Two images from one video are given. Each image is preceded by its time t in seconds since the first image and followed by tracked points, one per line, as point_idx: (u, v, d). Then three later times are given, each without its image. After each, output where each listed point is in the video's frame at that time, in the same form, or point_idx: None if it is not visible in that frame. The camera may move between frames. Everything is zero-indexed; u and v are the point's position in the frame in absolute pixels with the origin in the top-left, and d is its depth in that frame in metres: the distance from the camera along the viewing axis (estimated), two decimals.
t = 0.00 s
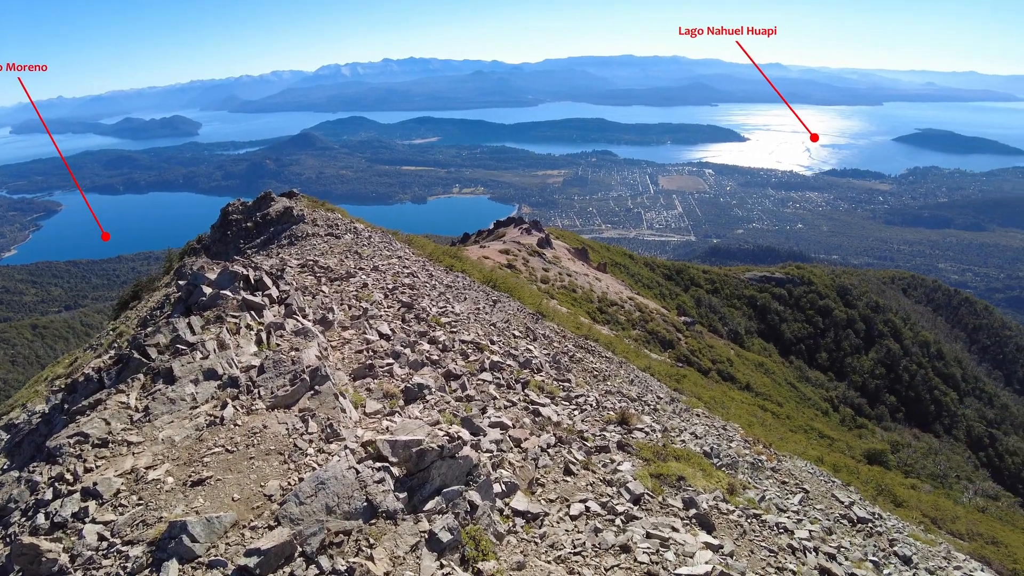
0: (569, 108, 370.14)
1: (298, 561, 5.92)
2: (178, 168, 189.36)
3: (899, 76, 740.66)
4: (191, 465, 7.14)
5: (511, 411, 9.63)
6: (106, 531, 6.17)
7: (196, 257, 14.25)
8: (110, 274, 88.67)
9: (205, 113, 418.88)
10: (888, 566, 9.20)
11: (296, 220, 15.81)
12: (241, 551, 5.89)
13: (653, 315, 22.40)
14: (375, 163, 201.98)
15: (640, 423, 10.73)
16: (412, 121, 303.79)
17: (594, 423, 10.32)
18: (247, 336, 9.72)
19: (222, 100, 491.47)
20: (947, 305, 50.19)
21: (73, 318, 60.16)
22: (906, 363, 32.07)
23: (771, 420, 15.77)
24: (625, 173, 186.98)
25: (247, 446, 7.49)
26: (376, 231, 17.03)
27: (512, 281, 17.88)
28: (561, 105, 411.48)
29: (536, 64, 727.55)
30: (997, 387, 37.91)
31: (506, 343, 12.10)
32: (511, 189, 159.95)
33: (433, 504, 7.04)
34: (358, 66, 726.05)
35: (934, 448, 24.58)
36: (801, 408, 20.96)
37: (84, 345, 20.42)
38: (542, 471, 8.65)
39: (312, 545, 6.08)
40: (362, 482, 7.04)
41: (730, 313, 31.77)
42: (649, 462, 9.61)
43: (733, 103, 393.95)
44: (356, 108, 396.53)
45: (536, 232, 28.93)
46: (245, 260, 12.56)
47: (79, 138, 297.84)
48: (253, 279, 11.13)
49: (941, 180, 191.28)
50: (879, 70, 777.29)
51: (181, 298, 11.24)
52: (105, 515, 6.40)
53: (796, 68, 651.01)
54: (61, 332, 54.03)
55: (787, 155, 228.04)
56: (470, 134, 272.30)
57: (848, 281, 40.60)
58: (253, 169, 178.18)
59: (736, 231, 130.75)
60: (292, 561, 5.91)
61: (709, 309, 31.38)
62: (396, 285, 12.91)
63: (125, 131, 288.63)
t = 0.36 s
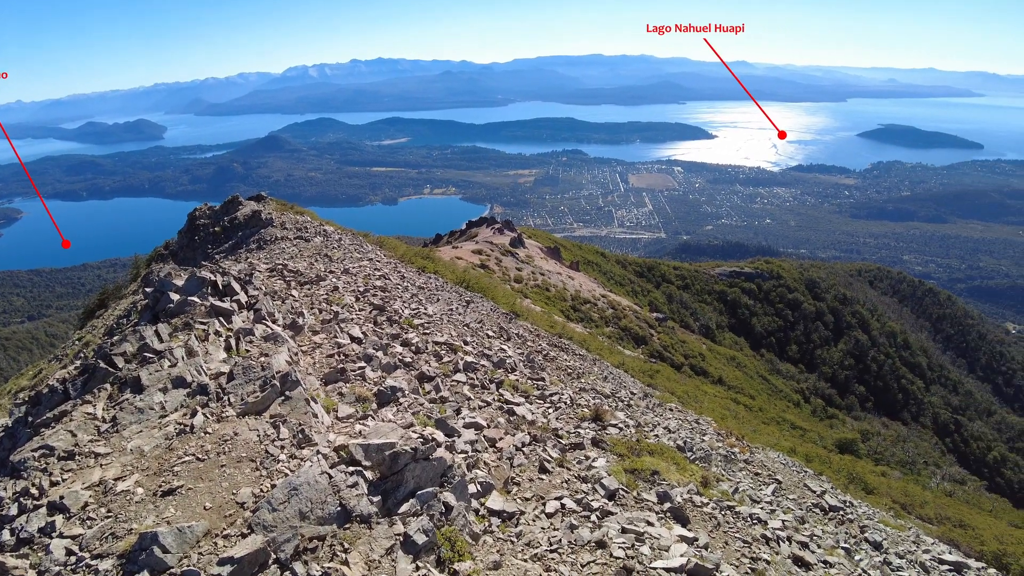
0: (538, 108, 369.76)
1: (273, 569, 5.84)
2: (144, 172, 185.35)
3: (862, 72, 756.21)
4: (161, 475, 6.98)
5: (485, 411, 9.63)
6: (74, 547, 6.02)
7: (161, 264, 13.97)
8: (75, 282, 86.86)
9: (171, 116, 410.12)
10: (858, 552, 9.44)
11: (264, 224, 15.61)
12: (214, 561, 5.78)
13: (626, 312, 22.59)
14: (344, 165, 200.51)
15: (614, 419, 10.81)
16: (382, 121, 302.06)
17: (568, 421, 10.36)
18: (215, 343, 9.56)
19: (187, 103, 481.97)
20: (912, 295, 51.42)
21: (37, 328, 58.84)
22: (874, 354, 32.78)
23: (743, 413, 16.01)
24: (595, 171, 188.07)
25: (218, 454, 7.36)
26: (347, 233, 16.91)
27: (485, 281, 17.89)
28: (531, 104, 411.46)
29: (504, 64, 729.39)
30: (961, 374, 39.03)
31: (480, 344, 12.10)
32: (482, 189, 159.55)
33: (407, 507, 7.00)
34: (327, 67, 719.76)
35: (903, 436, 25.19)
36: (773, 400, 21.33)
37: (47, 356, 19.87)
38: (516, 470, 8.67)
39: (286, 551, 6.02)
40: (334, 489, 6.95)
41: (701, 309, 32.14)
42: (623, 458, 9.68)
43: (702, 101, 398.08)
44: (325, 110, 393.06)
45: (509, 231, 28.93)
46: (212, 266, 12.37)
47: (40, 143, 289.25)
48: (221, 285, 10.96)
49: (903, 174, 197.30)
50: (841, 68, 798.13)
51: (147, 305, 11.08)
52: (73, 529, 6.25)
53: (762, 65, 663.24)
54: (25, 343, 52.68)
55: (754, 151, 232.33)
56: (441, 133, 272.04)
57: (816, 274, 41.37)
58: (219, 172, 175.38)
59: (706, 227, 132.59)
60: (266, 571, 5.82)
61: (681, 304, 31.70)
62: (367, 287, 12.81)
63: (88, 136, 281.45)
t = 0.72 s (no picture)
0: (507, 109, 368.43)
1: None
2: (108, 178, 180.98)
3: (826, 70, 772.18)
4: (131, 486, 6.84)
5: (461, 411, 9.63)
6: (41, 561, 5.84)
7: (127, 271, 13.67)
8: (38, 292, 84.89)
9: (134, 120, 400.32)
10: (831, 541, 9.61)
11: (233, 228, 15.42)
12: (186, 572, 5.65)
13: (599, 310, 22.73)
14: (312, 167, 198.82)
15: (588, 416, 10.90)
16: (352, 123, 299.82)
17: (543, 419, 10.40)
18: (184, 350, 9.41)
19: (151, 106, 471.14)
20: (878, 288, 52.54)
21: None
22: (842, 346, 33.47)
23: (716, 407, 16.22)
24: (566, 171, 188.13)
25: (189, 462, 7.23)
26: (317, 236, 16.75)
27: (459, 282, 17.87)
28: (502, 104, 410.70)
29: (471, 64, 729.67)
30: (926, 364, 40.07)
31: (453, 344, 12.09)
32: (454, 189, 158.89)
33: (382, 510, 6.96)
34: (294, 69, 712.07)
35: (873, 425, 25.77)
36: (746, 393, 21.68)
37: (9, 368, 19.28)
38: (492, 470, 8.69)
39: (260, 558, 5.91)
40: (307, 494, 6.87)
41: (672, 304, 32.47)
42: (599, 454, 9.75)
43: (672, 99, 401.49)
44: (293, 110, 388.32)
45: (481, 231, 28.82)
46: (179, 271, 12.21)
47: None
48: (188, 291, 10.79)
49: (867, 169, 202.83)
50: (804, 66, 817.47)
51: (113, 313, 10.92)
52: (39, 544, 6.07)
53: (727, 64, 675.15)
54: None
55: (721, 149, 236.33)
56: (411, 134, 271.75)
57: (784, 269, 42.06)
58: (186, 176, 172.50)
59: (676, 225, 134.09)
60: None
61: (652, 301, 32.00)
62: (337, 291, 12.73)
63: (49, 141, 273.60)
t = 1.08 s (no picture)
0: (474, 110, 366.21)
1: None
2: (69, 182, 175.66)
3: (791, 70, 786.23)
4: (95, 498, 6.68)
5: (433, 413, 9.63)
6: None
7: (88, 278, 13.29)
8: None
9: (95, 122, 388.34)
10: (801, 530, 9.81)
11: (199, 232, 15.14)
12: None
13: (571, 308, 22.85)
14: (280, 169, 195.99)
15: (561, 415, 10.95)
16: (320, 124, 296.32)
17: (515, 419, 10.42)
18: (150, 357, 9.25)
19: (110, 107, 456.88)
20: (842, 283, 53.88)
21: None
22: (809, 340, 34.15)
23: (687, 402, 16.42)
24: (535, 171, 188.13)
25: (155, 471, 7.08)
26: (284, 239, 16.52)
27: (430, 283, 17.78)
28: (473, 105, 408.95)
29: (439, 65, 727.06)
30: (892, 357, 41.08)
31: (425, 346, 12.08)
32: (423, 191, 157.70)
33: (354, 515, 6.88)
34: (259, 70, 699.81)
35: (840, 416, 26.40)
36: (715, 388, 22.03)
37: None
38: (465, 471, 8.69)
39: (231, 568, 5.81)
40: (278, 500, 6.76)
41: (643, 302, 32.76)
42: (570, 452, 9.83)
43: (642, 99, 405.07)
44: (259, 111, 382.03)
45: (452, 232, 28.58)
46: (143, 278, 11.99)
47: None
48: (153, 297, 10.62)
49: (831, 166, 208.22)
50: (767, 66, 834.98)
51: (76, 322, 10.69)
52: None
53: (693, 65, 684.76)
54: None
55: (689, 148, 238.28)
56: (379, 135, 269.36)
57: (751, 265, 42.67)
58: (151, 181, 168.82)
59: (645, 224, 135.27)
60: None
61: (623, 300, 32.13)
62: (306, 294, 12.59)
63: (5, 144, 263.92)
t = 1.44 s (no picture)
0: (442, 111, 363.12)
1: None
2: (24, 187, 168.90)
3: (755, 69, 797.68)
4: (59, 511, 6.50)
5: (405, 416, 9.61)
6: None
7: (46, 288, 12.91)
8: None
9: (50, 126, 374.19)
10: (772, 521, 9.99)
11: (163, 238, 14.83)
12: None
13: (542, 308, 22.94)
14: (245, 173, 191.96)
15: (533, 414, 11.00)
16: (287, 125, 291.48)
17: (488, 419, 10.46)
18: (114, 366, 9.03)
19: (65, 110, 440.31)
20: (808, 277, 54.97)
21: None
22: (777, 334, 34.79)
23: (658, 399, 16.63)
24: (504, 171, 187.44)
25: (122, 482, 6.94)
26: (250, 244, 16.29)
27: (400, 285, 17.68)
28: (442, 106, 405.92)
29: (406, 65, 721.98)
30: (857, 349, 42.12)
31: (395, 349, 12.03)
32: (391, 192, 156.23)
33: (326, 520, 6.80)
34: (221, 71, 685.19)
35: (808, 409, 27.01)
36: (685, 383, 22.36)
37: None
38: (439, 473, 8.68)
39: None
40: (250, 507, 6.68)
41: (613, 301, 32.84)
42: (544, 451, 9.87)
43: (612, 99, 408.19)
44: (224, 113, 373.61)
45: (421, 234, 28.30)
46: (105, 285, 11.74)
47: None
48: (117, 305, 10.43)
49: (795, 164, 213.38)
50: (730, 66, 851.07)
51: (35, 331, 10.38)
52: None
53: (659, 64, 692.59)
54: None
55: (655, 148, 239.44)
56: (345, 137, 265.96)
57: (718, 262, 43.18)
58: (112, 186, 164.26)
59: (613, 223, 136.14)
60: None
61: (593, 298, 32.22)
62: (273, 299, 12.44)
63: None
